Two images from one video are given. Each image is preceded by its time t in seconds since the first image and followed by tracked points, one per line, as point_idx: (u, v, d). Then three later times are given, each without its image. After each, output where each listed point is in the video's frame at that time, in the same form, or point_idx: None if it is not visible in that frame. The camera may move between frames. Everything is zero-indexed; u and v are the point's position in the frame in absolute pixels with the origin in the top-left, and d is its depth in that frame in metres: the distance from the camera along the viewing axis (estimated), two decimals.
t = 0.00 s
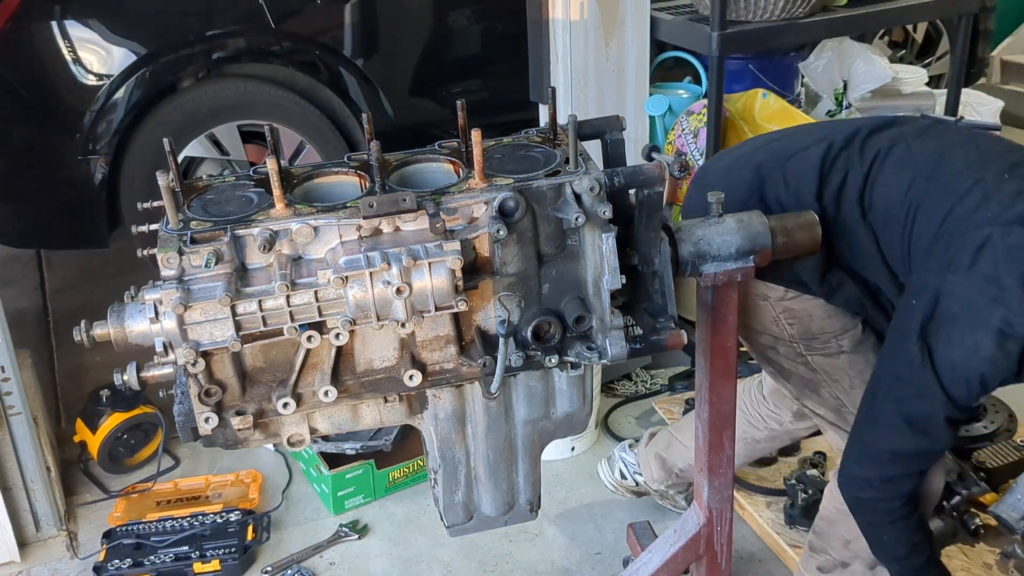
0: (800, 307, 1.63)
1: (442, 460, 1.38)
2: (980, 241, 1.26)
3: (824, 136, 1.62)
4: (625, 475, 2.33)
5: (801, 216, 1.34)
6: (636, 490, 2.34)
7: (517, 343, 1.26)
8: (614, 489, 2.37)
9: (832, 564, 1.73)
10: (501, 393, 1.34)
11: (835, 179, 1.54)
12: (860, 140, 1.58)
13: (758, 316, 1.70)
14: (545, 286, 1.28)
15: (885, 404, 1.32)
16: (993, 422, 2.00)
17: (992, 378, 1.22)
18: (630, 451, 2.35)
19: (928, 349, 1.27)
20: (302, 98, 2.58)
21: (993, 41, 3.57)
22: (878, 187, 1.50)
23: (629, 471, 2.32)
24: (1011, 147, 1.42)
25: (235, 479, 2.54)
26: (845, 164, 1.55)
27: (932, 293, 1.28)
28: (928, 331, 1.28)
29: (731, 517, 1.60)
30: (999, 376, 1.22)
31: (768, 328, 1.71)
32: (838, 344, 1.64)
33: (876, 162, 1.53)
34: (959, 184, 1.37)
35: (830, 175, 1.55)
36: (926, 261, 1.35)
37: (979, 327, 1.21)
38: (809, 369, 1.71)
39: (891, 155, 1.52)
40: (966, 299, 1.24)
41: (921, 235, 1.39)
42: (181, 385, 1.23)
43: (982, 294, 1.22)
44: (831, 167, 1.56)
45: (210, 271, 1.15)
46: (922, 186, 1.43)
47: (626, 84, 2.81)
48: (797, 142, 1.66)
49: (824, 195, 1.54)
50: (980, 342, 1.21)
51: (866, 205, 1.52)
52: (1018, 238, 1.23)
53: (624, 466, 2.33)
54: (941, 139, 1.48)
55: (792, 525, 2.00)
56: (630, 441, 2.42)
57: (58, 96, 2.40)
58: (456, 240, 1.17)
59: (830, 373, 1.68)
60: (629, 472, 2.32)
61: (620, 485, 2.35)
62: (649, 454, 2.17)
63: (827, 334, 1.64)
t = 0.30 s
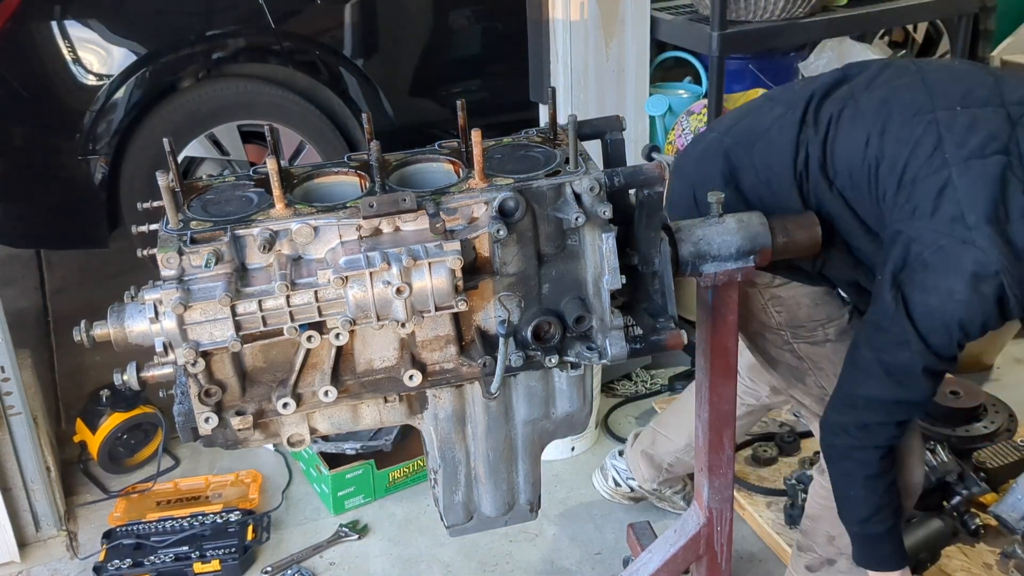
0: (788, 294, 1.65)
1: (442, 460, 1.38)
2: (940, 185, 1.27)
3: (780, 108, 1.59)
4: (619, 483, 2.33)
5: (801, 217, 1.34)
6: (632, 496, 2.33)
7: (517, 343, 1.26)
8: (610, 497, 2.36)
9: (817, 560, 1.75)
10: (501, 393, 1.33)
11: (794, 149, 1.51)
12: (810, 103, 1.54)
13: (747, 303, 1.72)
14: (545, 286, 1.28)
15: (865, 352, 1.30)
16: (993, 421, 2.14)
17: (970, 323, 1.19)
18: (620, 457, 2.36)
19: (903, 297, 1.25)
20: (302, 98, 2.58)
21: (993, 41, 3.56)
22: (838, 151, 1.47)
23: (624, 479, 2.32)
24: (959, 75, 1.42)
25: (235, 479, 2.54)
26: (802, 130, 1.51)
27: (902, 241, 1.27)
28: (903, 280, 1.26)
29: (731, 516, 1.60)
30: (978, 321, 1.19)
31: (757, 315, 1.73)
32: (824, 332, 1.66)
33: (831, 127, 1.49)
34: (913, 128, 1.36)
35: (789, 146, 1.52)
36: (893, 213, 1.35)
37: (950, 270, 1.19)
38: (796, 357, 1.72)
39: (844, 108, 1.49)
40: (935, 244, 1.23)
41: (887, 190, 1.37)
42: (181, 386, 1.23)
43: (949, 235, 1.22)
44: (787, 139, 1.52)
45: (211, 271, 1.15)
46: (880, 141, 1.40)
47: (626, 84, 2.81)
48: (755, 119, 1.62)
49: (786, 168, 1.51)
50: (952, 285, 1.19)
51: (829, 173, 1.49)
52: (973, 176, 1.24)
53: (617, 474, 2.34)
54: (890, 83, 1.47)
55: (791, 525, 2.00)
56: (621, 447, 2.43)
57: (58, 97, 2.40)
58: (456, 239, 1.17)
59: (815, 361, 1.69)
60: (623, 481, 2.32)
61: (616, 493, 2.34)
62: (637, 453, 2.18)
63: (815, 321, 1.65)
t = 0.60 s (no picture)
0: (790, 303, 1.66)
1: (443, 460, 1.38)
2: (888, 204, 1.29)
3: (737, 135, 1.57)
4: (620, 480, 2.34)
5: (802, 217, 1.34)
6: (633, 495, 2.33)
7: (517, 343, 1.26)
8: (611, 495, 2.37)
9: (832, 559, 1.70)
10: (501, 393, 1.33)
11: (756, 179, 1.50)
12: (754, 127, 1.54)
13: (753, 318, 1.73)
14: (545, 286, 1.28)
15: (856, 364, 1.31)
16: (993, 421, 2.18)
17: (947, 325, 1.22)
18: (623, 455, 2.37)
19: (882, 314, 1.27)
20: (302, 98, 2.58)
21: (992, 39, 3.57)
22: (796, 176, 1.47)
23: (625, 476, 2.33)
24: (884, 77, 1.41)
25: (235, 479, 2.54)
26: (759, 157, 1.51)
27: (869, 263, 1.30)
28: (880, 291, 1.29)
29: (731, 517, 1.60)
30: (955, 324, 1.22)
31: (763, 327, 1.73)
32: (829, 334, 1.65)
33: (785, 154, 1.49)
34: (854, 148, 1.36)
35: (751, 178, 1.51)
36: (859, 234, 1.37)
37: (918, 280, 1.22)
38: (804, 362, 1.71)
39: (788, 132, 1.49)
40: (898, 258, 1.25)
41: (849, 214, 1.39)
42: (181, 386, 1.23)
43: (907, 249, 1.24)
44: (745, 168, 1.52)
45: (211, 271, 1.15)
46: (829, 165, 1.41)
47: (626, 84, 2.81)
48: (721, 145, 1.59)
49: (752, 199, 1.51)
50: (922, 294, 1.22)
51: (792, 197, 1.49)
52: (915, 189, 1.25)
53: (618, 471, 2.35)
54: (824, 100, 1.47)
55: (792, 525, 2.00)
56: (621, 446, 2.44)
57: (58, 96, 2.39)
58: (456, 240, 1.17)
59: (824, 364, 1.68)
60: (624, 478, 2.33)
61: (616, 491, 2.35)
62: (642, 452, 2.17)
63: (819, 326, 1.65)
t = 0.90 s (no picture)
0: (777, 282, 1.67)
1: (442, 460, 1.38)
2: (856, 173, 1.31)
3: (707, 126, 1.63)
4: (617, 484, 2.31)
5: (802, 217, 1.33)
6: (631, 497, 2.31)
7: (517, 343, 1.26)
8: (609, 499, 2.35)
9: (820, 546, 1.76)
10: (501, 393, 1.33)
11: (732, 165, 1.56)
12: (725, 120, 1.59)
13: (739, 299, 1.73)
14: (545, 285, 1.28)
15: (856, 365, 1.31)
16: (993, 421, 2.18)
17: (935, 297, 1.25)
18: (617, 458, 2.34)
19: (874, 276, 1.28)
20: (302, 98, 2.58)
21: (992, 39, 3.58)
22: (772, 157, 1.51)
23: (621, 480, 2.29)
24: (827, 53, 1.44)
25: (235, 479, 2.54)
26: (733, 148, 1.56)
27: (854, 231, 1.31)
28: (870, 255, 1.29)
29: (731, 517, 1.60)
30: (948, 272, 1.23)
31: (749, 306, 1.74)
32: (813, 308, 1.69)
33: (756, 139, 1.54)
34: (814, 126, 1.39)
35: (725, 165, 1.56)
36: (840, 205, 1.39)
37: (901, 242, 1.23)
38: (789, 339, 1.73)
39: (754, 122, 1.54)
40: (878, 220, 1.27)
41: (826, 189, 1.41)
42: (181, 385, 1.23)
43: (886, 211, 1.25)
44: (723, 160, 1.57)
45: (211, 271, 1.15)
46: (798, 145, 1.44)
47: (626, 84, 2.82)
48: (693, 139, 1.66)
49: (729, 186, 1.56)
50: (909, 253, 1.23)
51: (773, 176, 1.53)
52: (878, 154, 1.28)
53: (613, 475, 2.31)
54: (777, 84, 1.50)
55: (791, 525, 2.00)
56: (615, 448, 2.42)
57: (58, 96, 2.39)
58: (456, 239, 1.16)
59: (809, 342, 1.70)
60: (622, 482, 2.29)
61: (614, 494, 2.32)
62: (637, 450, 2.17)
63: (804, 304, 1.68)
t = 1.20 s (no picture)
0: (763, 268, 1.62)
1: (442, 460, 1.38)
2: (853, 149, 1.34)
3: (688, 118, 1.62)
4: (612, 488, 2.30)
5: (802, 216, 1.33)
6: (629, 500, 2.30)
7: (517, 343, 1.26)
8: (607, 503, 2.33)
9: (807, 546, 1.76)
10: (501, 392, 1.33)
11: (720, 154, 1.55)
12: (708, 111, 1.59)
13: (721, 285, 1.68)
14: (545, 286, 1.28)
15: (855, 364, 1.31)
16: (993, 421, 2.18)
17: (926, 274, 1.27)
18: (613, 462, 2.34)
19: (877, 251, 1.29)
20: (301, 98, 2.59)
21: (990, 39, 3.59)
22: (761, 142, 1.52)
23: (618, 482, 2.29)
24: (809, 36, 1.49)
25: (235, 479, 2.54)
26: (718, 135, 1.55)
27: (853, 208, 1.33)
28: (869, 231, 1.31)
29: (731, 517, 1.60)
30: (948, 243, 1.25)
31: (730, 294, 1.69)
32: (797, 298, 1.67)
33: (744, 127, 1.55)
34: (807, 108, 1.42)
35: (711, 154, 1.55)
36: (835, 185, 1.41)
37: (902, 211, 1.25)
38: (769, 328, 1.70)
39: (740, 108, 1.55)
40: (876, 192, 1.29)
41: (821, 168, 1.43)
42: (181, 385, 1.23)
43: (884, 183, 1.28)
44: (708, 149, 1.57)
45: (211, 271, 1.15)
46: (790, 128, 1.46)
47: (626, 85, 2.81)
48: (673, 132, 1.65)
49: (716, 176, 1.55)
50: (910, 222, 1.25)
51: (763, 162, 1.54)
52: (873, 128, 1.31)
53: (609, 479, 2.31)
54: (763, 71, 1.53)
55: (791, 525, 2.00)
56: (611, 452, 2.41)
57: (58, 97, 2.39)
58: (456, 239, 1.17)
59: (789, 331, 1.68)
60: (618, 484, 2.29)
61: (613, 498, 2.31)
62: (631, 452, 2.16)
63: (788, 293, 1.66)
